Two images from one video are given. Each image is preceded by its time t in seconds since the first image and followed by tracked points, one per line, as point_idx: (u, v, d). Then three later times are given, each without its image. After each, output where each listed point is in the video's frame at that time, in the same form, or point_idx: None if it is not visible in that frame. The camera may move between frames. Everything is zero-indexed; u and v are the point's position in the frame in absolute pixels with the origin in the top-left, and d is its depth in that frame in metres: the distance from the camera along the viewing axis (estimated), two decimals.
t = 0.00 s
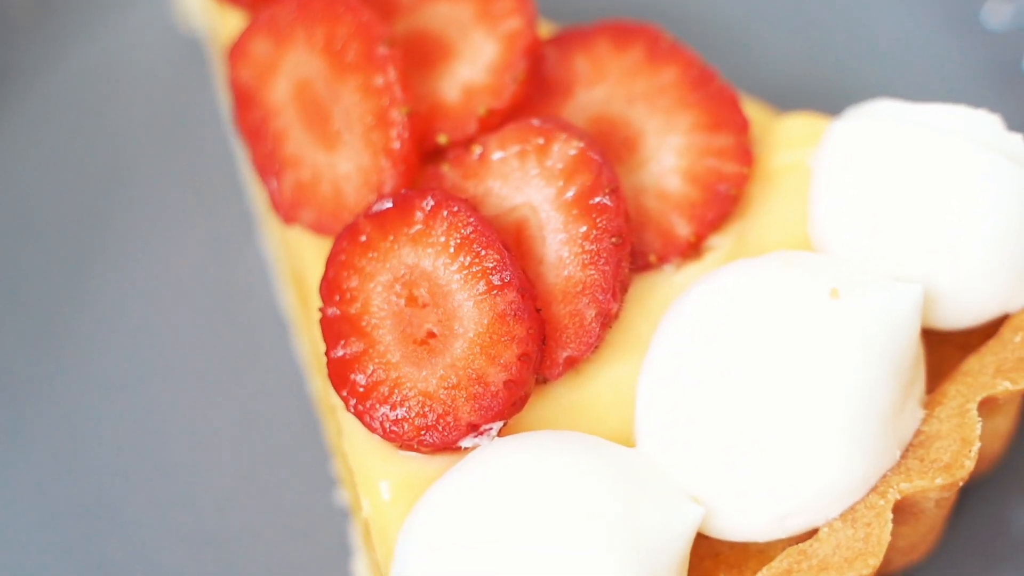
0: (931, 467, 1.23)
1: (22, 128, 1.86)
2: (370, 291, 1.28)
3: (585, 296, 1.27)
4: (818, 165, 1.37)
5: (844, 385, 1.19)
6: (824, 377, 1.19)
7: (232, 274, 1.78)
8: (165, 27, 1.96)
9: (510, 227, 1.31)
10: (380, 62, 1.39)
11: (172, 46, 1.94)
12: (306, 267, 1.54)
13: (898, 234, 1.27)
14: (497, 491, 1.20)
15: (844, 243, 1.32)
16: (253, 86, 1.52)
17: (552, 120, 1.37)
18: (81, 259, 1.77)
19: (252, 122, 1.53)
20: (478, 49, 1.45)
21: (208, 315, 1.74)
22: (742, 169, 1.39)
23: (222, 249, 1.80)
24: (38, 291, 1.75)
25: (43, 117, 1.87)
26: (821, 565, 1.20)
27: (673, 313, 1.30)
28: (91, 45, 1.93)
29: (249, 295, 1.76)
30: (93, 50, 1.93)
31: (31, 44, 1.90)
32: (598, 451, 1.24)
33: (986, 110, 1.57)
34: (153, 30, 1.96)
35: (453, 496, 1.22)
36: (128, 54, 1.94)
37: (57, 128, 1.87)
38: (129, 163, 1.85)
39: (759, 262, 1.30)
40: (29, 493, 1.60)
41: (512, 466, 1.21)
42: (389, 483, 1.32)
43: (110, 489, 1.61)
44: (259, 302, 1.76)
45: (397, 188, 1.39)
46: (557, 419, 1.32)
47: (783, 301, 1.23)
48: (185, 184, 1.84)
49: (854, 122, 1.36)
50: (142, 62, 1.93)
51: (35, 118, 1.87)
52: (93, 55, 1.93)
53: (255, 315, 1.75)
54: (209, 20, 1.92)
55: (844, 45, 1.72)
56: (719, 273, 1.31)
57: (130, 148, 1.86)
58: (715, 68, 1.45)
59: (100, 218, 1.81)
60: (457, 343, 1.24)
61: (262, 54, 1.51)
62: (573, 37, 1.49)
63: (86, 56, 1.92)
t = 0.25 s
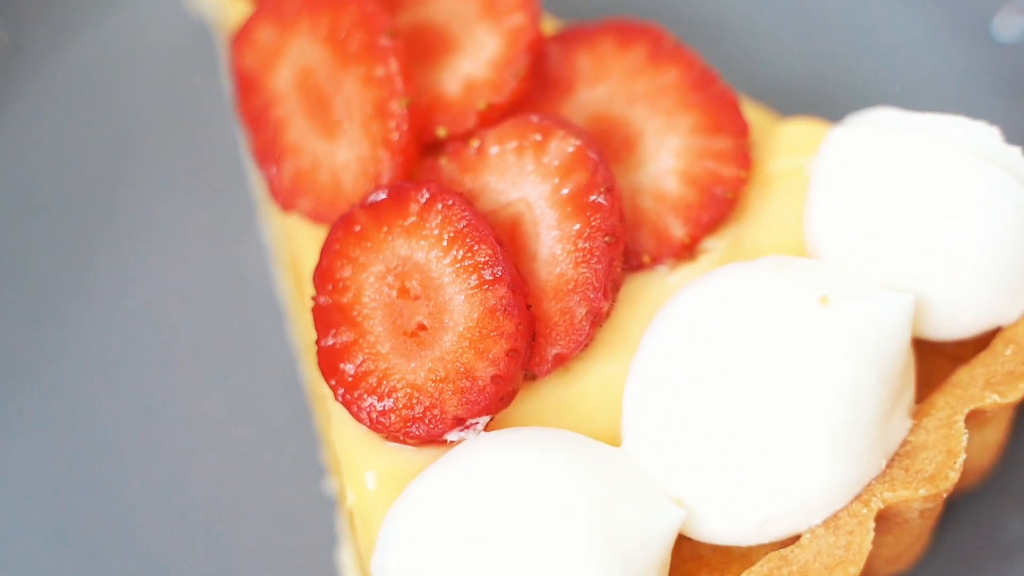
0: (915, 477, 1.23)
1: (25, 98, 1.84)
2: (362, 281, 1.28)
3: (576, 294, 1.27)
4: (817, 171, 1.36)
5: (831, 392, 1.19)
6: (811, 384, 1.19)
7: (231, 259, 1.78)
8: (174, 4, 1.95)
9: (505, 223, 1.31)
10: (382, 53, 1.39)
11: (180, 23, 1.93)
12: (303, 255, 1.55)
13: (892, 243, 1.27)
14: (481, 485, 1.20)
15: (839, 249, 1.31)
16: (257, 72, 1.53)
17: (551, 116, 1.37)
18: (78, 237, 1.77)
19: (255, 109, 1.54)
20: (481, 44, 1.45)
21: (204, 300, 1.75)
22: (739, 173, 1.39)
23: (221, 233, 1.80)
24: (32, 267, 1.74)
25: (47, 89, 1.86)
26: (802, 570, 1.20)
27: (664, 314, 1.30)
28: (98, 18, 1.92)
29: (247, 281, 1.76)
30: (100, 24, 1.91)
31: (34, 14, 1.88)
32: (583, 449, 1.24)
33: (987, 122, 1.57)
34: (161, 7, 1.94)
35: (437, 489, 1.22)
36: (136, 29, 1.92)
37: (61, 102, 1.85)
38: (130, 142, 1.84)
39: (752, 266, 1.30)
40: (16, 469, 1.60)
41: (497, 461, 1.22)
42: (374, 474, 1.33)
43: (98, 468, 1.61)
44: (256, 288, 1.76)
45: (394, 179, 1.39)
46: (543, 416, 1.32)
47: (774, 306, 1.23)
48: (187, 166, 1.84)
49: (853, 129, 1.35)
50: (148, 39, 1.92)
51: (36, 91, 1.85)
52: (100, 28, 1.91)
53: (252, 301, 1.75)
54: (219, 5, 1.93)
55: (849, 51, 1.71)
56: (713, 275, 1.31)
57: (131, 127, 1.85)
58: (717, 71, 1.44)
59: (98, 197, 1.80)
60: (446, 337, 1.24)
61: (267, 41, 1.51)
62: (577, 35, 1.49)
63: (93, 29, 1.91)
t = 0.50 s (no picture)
0: (902, 486, 1.23)
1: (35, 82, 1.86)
2: (359, 272, 1.29)
3: (571, 292, 1.27)
4: (817, 176, 1.36)
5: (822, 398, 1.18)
6: (802, 389, 1.18)
7: (233, 246, 1.79)
8: None
9: (502, 219, 1.32)
10: (386, 46, 1.40)
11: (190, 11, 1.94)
12: (304, 245, 1.56)
13: (890, 251, 1.27)
14: (469, 479, 1.21)
15: (837, 256, 1.31)
16: (263, 60, 1.53)
17: (553, 113, 1.36)
18: (82, 221, 1.79)
19: (260, 97, 1.54)
20: (486, 39, 1.45)
21: (206, 285, 1.76)
22: (739, 176, 1.39)
23: (224, 219, 1.81)
24: (34, 250, 1.76)
25: (57, 73, 1.87)
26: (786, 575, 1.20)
27: (659, 315, 1.30)
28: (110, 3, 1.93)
29: (248, 268, 1.77)
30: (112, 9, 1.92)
31: None
32: (572, 446, 1.25)
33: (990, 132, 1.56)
34: None
35: (425, 481, 1.23)
36: (147, 16, 1.93)
37: (70, 86, 1.87)
38: (136, 128, 1.85)
39: (749, 270, 1.30)
40: (14, 449, 1.62)
41: (486, 455, 1.22)
42: (364, 465, 1.35)
43: (94, 451, 1.62)
44: (257, 275, 1.76)
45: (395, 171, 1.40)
46: (534, 413, 1.33)
47: (768, 311, 1.23)
48: (193, 152, 1.85)
49: (857, 135, 1.35)
50: (158, 25, 1.93)
51: (45, 75, 1.87)
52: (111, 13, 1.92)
53: (252, 288, 1.75)
54: None
55: (856, 56, 1.70)
56: (709, 277, 1.31)
57: (139, 113, 1.86)
58: (721, 73, 1.44)
59: (103, 181, 1.81)
60: (439, 330, 1.24)
61: (273, 29, 1.52)
62: (582, 33, 1.49)
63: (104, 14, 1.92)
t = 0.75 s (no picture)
0: (896, 493, 1.23)
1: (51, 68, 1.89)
2: (359, 262, 1.29)
3: (570, 289, 1.27)
4: (821, 181, 1.35)
5: (817, 403, 1.18)
6: (798, 393, 1.19)
7: (238, 233, 1.79)
8: None
9: (504, 214, 1.32)
10: (394, 37, 1.40)
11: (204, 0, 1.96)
12: (307, 234, 1.56)
13: (891, 258, 1.26)
14: (462, 472, 1.21)
15: (838, 261, 1.30)
16: (273, 49, 1.54)
17: (558, 110, 1.37)
18: (88, 205, 1.80)
19: (268, 85, 1.55)
20: (495, 34, 1.45)
21: (209, 272, 1.76)
22: (743, 178, 1.39)
23: (230, 206, 1.81)
24: (41, 233, 1.78)
25: (72, 59, 1.90)
26: None
27: (657, 314, 1.30)
28: None
29: (252, 255, 1.77)
30: None
31: None
32: (566, 444, 1.25)
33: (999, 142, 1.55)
34: None
35: (419, 473, 1.24)
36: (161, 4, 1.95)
37: (84, 71, 1.90)
38: (146, 114, 1.87)
39: (748, 272, 1.30)
40: (14, 429, 1.64)
41: (480, 450, 1.23)
42: (359, 455, 1.35)
43: (92, 432, 1.64)
44: (261, 263, 1.77)
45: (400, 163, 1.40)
46: (530, 409, 1.33)
47: (766, 314, 1.23)
48: (201, 138, 1.86)
49: (861, 140, 1.34)
50: (172, 13, 1.94)
51: (59, 62, 1.90)
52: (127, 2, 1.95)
53: (256, 275, 1.76)
54: None
55: (867, 63, 1.70)
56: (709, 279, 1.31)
57: (150, 99, 1.88)
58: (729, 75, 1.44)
59: (110, 167, 1.83)
60: (437, 323, 1.25)
61: (283, 18, 1.52)
62: (592, 31, 1.49)
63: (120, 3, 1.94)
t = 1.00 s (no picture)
0: (891, 499, 1.23)
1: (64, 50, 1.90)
2: (364, 253, 1.30)
3: (572, 286, 1.27)
4: (828, 185, 1.35)
5: (816, 407, 1.18)
6: (797, 397, 1.18)
7: (246, 220, 1.80)
8: None
9: (510, 208, 1.32)
10: (407, 29, 1.40)
11: None
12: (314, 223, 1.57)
13: (895, 264, 1.26)
14: (459, 465, 1.22)
15: (843, 266, 1.30)
16: (284, 37, 1.54)
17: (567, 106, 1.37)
18: (98, 188, 1.81)
19: (280, 73, 1.55)
20: (507, 29, 1.45)
21: (217, 258, 1.77)
22: (750, 180, 1.39)
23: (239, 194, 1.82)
24: (50, 215, 1.79)
25: (86, 43, 1.91)
26: None
27: (659, 314, 1.31)
28: None
29: (259, 243, 1.78)
30: None
31: None
32: (563, 440, 1.25)
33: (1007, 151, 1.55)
34: None
35: (416, 464, 1.24)
36: None
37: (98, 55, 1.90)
38: (158, 100, 1.88)
39: (752, 274, 1.30)
40: (16, 410, 1.65)
41: (477, 443, 1.23)
42: (358, 445, 1.35)
43: (96, 414, 1.65)
44: (268, 250, 1.78)
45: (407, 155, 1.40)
46: (529, 405, 1.33)
47: (768, 317, 1.23)
48: (212, 125, 1.86)
49: (869, 145, 1.34)
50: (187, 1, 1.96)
51: (73, 46, 1.91)
52: None
53: (262, 263, 1.77)
54: None
55: (878, 69, 1.69)
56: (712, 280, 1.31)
57: (162, 85, 1.89)
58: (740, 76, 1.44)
59: (121, 151, 1.84)
60: (439, 316, 1.25)
61: (297, 7, 1.53)
62: (604, 28, 1.49)
63: None
